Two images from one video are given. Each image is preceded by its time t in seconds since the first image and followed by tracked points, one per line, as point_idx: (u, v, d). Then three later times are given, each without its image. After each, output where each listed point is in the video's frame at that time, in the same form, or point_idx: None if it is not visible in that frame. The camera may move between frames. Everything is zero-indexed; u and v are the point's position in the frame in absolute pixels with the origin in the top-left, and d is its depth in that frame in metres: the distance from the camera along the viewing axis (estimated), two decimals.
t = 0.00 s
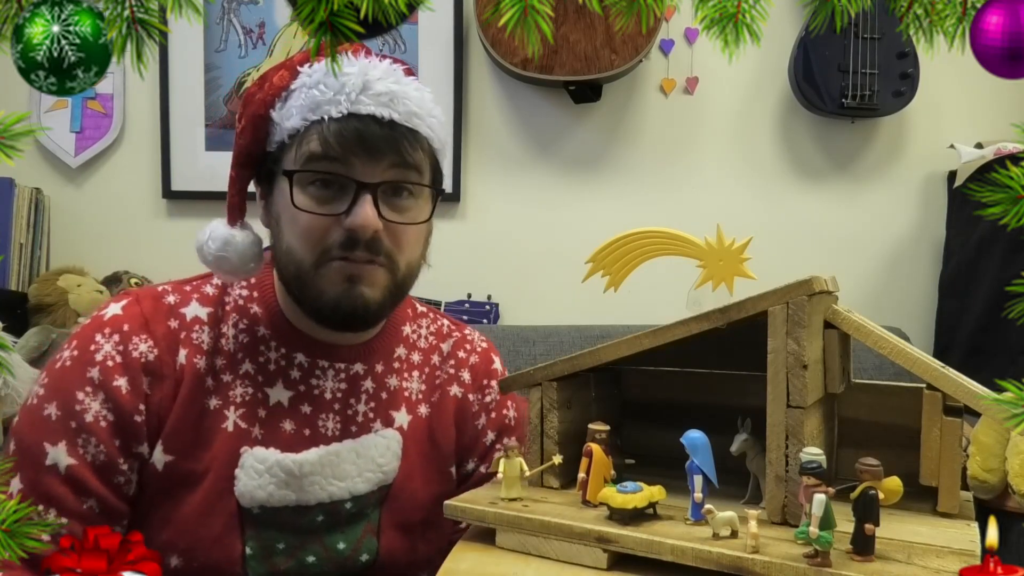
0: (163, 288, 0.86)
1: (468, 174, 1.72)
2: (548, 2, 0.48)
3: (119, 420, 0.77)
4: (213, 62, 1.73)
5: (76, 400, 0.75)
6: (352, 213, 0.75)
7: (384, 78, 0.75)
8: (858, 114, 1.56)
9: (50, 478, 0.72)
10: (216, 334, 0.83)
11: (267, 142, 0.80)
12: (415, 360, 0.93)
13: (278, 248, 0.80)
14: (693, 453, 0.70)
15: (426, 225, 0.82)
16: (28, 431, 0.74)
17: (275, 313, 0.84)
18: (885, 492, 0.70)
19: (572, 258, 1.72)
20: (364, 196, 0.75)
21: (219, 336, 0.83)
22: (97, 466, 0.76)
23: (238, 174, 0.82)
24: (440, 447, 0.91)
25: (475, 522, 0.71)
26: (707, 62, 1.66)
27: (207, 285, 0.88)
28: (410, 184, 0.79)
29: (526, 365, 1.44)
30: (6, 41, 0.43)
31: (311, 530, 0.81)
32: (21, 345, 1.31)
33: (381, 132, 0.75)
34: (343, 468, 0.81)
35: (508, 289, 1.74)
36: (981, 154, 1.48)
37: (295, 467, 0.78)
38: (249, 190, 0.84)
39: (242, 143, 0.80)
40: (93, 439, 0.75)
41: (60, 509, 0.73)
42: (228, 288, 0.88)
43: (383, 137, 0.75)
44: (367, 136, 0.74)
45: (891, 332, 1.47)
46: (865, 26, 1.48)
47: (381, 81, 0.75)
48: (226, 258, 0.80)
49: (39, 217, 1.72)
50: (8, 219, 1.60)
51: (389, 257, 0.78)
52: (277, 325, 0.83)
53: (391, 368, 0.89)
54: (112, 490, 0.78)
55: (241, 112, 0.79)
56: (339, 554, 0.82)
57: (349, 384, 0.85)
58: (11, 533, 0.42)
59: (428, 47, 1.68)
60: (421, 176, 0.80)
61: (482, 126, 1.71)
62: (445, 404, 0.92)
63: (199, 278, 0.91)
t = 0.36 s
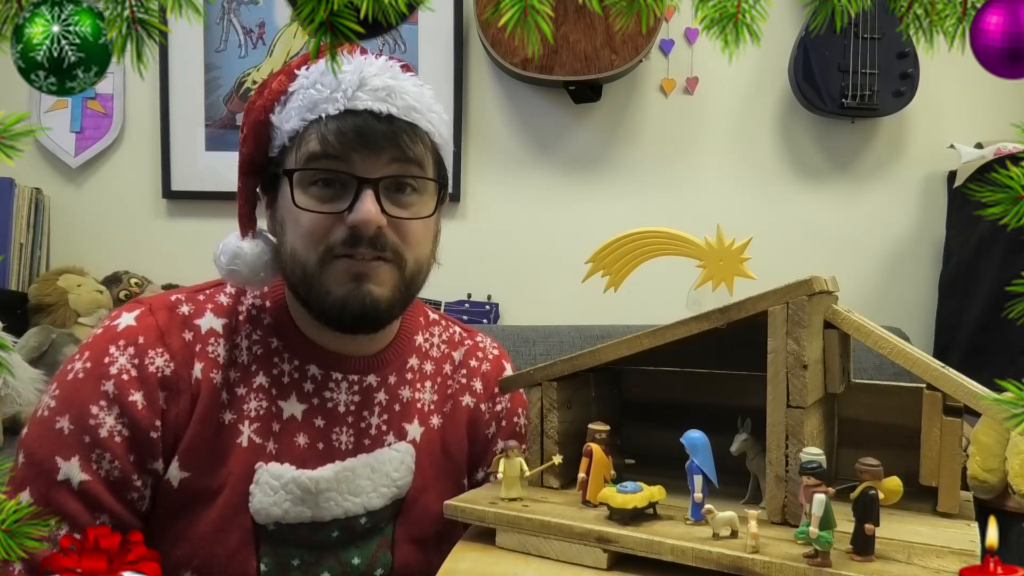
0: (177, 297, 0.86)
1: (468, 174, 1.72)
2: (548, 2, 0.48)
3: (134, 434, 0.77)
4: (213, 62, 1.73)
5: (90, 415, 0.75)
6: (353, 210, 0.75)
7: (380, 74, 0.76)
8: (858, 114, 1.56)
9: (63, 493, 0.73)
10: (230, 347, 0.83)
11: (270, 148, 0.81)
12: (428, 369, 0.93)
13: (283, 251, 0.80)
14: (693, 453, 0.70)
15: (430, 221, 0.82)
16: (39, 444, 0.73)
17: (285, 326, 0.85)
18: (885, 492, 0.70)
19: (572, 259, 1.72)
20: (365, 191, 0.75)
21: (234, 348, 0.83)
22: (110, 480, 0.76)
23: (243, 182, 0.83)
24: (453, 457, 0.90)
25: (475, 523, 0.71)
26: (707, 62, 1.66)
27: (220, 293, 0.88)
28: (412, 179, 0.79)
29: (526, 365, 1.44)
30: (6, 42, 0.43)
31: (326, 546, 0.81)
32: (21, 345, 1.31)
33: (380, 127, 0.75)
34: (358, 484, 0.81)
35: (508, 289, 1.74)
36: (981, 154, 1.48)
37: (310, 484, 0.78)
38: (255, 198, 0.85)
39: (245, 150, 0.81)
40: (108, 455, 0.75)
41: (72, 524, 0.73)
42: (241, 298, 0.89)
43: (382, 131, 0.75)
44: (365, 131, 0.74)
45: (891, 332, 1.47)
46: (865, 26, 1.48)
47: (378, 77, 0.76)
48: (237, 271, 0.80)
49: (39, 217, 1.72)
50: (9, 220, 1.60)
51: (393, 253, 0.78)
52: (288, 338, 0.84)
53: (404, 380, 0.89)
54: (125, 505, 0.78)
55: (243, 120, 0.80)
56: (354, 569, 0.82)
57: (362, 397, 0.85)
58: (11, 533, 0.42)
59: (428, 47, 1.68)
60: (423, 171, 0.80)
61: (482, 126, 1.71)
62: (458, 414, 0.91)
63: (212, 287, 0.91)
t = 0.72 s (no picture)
0: (174, 293, 0.86)
1: (468, 174, 1.72)
2: (548, 2, 0.48)
3: (123, 422, 0.78)
4: (213, 62, 1.73)
5: (80, 402, 0.76)
6: (328, 198, 0.75)
7: (374, 72, 0.75)
8: (858, 114, 1.56)
9: (53, 477, 0.74)
10: (223, 338, 0.84)
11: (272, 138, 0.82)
12: (424, 361, 0.92)
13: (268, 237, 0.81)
14: (693, 453, 0.70)
15: (411, 218, 0.81)
16: (34, 432, 0.75)
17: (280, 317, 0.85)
18: (885, 492, 0.70)
19: (572, 258, 1.72)
20: (341, 182, 0.76)
21: (227, 339, 0.84)
22: (101, 465, 0.77)
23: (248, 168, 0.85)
24: (446, 448, 0.90)
25: (475, 523, 0.71)
26: (707, 62, 1.66)
27: (217, 288, 0.89)
28: (394, 175, 0.78)
29: (526, 365, 1.44)
30: (6, 41, 0.43)
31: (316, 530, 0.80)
32: (21, 345, 1.31)
33: (367, 121, 0.75)
34: (347, 467, 0.80)
35: (508, 289, 1.74)
36: (981, 154, 1.48)
37: (299, 466, 0.78)
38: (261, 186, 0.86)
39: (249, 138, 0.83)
40: (96, 440, 0.76)
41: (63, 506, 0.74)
42: (238, 291, 0.88)
43: (366, 125, 0.75)
44: (348, 123, 0.75)
45: (891, 332, 1.47)
46: (865, 26, 1.48)
47: (371, 74, 0.75)
48: (239, 248, 0.82)
49: (39, 217, 1.72)
50: (8, 219, 1.60)
51: (366, 244, 0.77)
52: (283, 328, 0.85)
53: (399, 371, 0.89)
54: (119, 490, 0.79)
55: (256, 111, 0.82)
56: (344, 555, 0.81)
57: (355, 386, 0.85)
58: (11, 533, 0.42)
59: (428, 47, 1.68)
60: (407, 168, 0.79)
61: (482, 126, 1.71)
62: (452, 406, 0.91)
63: (211, 282, 0.91)
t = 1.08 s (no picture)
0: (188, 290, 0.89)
1: (468, 174, 1.72)
2: (548, 2, 0.48)
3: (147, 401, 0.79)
4: (213, 62, 1.73)
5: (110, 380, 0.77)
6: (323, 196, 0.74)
7: (355, 73, 0.77)
8: (858, 114, 1.56)
9: (85, 448, 0.75)
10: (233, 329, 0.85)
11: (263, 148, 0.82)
12: (421, 356, 0.92)
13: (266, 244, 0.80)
14: (693, 453, 0.71)
15: (406, 210, 0.80)
16: (71, 414, 0.77)
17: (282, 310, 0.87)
18: (885, 492, 0.70)
19: (572, 259, 1.72)
20: (334, 178, 0.75)
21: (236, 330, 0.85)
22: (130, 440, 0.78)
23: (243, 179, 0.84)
24: (444, 436, 0.90)
25: (475, 522, 0.72)
26: (707, 62, 1.66)
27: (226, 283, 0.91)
28: (385, 169, 0.78)
29: (526, 365, 1.44)
30: (6, 41, 0.43)
31: (324, 509, 0.81)
32: (21, 345, 1.31)
33: (351, 119, 0.75)
34: (354, 449, 0.80)
35: (508, 289, 1.74)
36: (981, 154, 1.48)
37: (307, 443, 0.79)
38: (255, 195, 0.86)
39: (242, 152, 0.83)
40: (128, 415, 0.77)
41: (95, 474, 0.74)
42: (245, 289, 0.89)
43: (352, 123, 0.75)
44: (337, 122, 0.75)
45: (891, 332, 1.47)
46: (865, 26, 1.48)
47: (352, 75, 0.76)
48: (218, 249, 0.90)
49: (39, 217, 1.72)
50: (8, 220, 1.60)
51: (364, 239, 0.76)
52: (285, 321, 0.86)
53: (397, 362, 0.89)
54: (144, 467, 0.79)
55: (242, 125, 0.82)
56: (350, 534, 0.82)
57: (355, 376, 0.86)
58: (11, 533, 0.42)
59: (428, 47, 1.68)
60: (395, 161, 0.79)
61: (482, 126, 1.71)
62: (449, 397, 0.91)
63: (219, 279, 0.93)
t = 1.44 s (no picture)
0: (197, 296, 0.89)
1: (468, 174, 1.72)
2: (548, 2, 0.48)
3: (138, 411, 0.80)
4: (213, 62, 1.73)
5: (101, 392, 0.79)
6: (365, 195, 0.76)
7: (388, 80, 0.80)
8: (858, 114, 1.56)
9: (76, 461, 0.77)
10: (240, 337, 0.85)
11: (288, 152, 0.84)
12: (434, 364, 0.92)
13: (297, 245, 0.81)
14: (693, 453, 0.70)
15: (436, 213, 0.82)
16: (62, 421, 0.79)
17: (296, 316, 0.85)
18: (885, 492, 0.71)
19: (572, 259, 1.72)
20: (375, 178, 0.76)
21: (244, 338, 0.85)
22: (116, 452, 0.79)
23: (263, 183, 0.86)
24: (455, 444, 0.90)
25: (475, 522, 0.72)
26: (707, 62, 1.66)
27: (238, 292, 0.91)
28: (419, 171, 0.81)
29: (526, 365, 1.44)
30: (6, 41, 0.43)
31: (332, 514, 0.81)
32: (21, 345, 1.31)
33: (389, 121, 0.78)
34: (359, 455, 0.81)
35: (508, 289, 1.74)
36: (981, 154, 1.48)
37: (313, 450, 0.80)
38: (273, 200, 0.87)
39: (265, 155, 0.85)
40: (114, 428, 0.79)
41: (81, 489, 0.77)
42: (257, 295, 0.90)
43: (391, 125, 0.78)
44: (376, 124, 0.77)
45: (891, 332, 1.47)
46: (865, 26, 1.48)
47: (385, 81, 0.80)
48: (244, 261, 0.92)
49: (39, 217, 1.72)
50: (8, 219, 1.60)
51: (403, 238, 0.78)
52: (298, 328, 0.85)
53: (410, 370, 0.89)
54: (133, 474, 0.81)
55: (264, 129, 0.84)
56: (357, 540, 0.81)
57: (370, 383, 0.85)
58: (11, 534, 0.42)
59: (428, 47, 1.68)
60: (428, 163, 0.81)
61: (482, 126, 1.71)
62: (461, 406, 0.91)
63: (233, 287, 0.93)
